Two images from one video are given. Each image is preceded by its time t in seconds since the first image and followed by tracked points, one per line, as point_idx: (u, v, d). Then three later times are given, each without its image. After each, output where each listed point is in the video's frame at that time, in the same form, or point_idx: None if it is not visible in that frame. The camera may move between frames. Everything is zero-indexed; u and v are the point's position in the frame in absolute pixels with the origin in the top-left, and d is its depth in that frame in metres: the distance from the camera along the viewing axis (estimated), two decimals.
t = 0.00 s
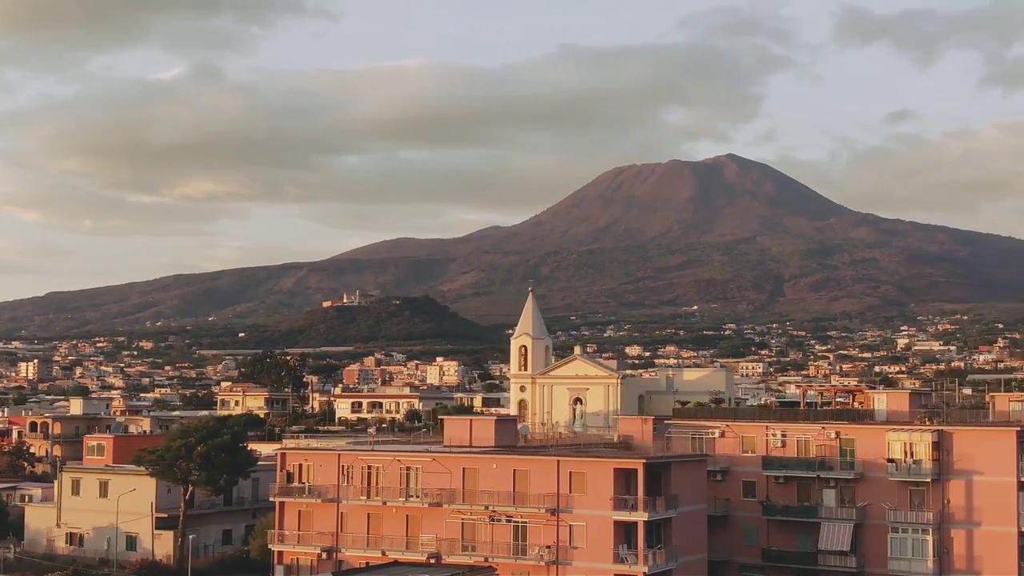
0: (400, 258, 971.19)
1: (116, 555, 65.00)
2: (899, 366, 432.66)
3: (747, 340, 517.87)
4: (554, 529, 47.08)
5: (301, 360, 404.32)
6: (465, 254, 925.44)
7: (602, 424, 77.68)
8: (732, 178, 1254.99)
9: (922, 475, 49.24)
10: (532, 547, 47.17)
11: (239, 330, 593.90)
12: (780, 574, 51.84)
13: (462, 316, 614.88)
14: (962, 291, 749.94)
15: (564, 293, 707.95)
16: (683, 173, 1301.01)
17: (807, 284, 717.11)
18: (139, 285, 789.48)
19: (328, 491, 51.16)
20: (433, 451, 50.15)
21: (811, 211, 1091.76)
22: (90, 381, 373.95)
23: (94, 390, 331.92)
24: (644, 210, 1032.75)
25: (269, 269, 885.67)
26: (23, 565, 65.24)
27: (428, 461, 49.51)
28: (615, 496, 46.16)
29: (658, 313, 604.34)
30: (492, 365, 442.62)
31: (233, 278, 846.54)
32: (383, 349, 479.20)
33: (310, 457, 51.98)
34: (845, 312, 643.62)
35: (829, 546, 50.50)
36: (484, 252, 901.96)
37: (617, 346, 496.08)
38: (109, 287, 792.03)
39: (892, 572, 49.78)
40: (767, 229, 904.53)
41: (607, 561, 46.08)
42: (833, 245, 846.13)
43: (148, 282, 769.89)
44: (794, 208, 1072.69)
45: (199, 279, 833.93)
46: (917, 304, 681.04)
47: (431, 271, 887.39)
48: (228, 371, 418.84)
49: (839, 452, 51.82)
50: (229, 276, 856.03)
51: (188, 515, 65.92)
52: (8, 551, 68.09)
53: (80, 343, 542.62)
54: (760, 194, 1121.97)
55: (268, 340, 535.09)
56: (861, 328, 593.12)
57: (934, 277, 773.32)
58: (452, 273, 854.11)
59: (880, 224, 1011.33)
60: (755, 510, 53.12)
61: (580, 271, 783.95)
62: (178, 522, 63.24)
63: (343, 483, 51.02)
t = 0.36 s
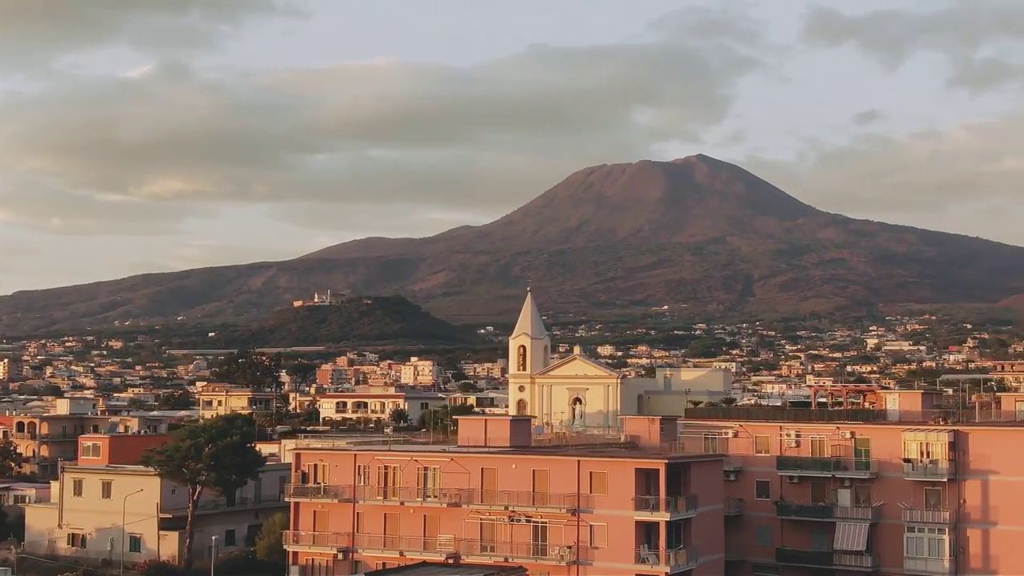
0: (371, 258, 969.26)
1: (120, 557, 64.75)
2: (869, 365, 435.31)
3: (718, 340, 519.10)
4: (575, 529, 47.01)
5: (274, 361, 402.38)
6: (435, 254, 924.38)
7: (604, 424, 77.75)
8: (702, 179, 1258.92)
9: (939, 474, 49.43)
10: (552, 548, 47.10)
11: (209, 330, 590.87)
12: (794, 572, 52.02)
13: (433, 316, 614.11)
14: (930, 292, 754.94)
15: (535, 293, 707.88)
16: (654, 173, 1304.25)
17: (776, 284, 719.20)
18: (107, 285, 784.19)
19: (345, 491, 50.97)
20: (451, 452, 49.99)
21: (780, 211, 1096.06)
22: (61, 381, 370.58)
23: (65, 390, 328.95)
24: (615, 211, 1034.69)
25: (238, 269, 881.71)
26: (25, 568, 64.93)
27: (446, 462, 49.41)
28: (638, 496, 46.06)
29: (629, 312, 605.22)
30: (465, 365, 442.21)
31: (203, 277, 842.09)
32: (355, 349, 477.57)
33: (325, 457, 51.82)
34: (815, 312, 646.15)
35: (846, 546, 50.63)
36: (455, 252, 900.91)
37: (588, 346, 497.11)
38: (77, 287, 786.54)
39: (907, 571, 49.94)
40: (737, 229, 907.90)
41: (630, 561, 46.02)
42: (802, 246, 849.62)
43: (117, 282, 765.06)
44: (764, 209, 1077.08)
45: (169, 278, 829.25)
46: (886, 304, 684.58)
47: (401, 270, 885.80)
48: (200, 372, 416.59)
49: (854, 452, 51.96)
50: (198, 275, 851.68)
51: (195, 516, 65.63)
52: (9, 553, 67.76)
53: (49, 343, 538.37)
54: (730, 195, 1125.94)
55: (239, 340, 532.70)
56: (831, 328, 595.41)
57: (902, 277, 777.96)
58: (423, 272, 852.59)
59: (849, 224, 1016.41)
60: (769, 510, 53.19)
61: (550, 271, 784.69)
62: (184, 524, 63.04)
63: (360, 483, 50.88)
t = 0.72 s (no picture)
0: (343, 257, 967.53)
1: (124, 557, 64.37)
2: (840, 365, 438.14)
3: (692, 339, 520.09)
4: (595, 529, 47.00)
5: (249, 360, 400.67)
6: (408, 254, 923.33)
7: (605, 424, 77.73)
8: (675, 180, 1262.13)
9: (955, 474, 49.62)
10: (571, 547, 47.13)
11: (181, 330, 588.66)
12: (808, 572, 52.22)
13: (407, 315, 613.36)
14: (901, 292, 759.45)
15: (508, 294, 708.18)
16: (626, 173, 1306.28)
17: (748, 284, 721.88)
18: (78, 283, 779.94)
19: (361, 490, 50.85)
20: (465, 451, 49.98)
21: (752, 211, 1099.92)
22: (34, 381, 367.87)
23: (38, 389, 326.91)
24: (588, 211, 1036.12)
25: (211, 268, 878.84)
26: (25, 567, 64.44)
27: (462, 462, 49.31)
28: (657, 495, 46.09)
29: (602, 312, 606.03)
30: (439, 365, 441.73)
31: (174, 276, 838.66)
32: (329, 349, 476.41)
33: (339, 457, 51.69)
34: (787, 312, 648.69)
35: (859, 545, 50.86)
36: (428, 251, 900.24)
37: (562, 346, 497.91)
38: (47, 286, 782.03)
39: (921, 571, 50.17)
40: (709, 229, 910.73)
41: (650, 561, 46.07)
42: (774, 246, 852.78)
43: (88, 280, 761.08)
44: (736, 209, 1080.66)
45: (140, 277, 825.40)
46: (857, 305, 687.75)
47: (374, 270, 884.88)
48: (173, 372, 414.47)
49: (867, 452, 52.17)
50: (169, 274, 848.06)
51: (199, 516, 65.36)
52: (9, 553, 67.42)
53: (20, 342, 535.07)
54: (702, 195, 1129.54)
55: (212, 339, 531.02)
56: (803, 328, 597.63)
57: (873, 278, 782.11)
58: (396, 272, 851.44)
59: (820, 225, 1020.63)
60: (781, 510, 53.30)
61: (524, 271, 785.09)
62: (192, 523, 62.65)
63: (375, 484, 50.75)
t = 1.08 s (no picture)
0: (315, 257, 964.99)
1: (127, 558, 64.09)
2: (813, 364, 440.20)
3: (665, 339, 520.63)
4: (614, 529, 46.92)
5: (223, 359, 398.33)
6: (381, 253, 922.48)
7: (606, 423, 77.73)
8: (647, 179, 1264.55)
9: (969, 473, 49.88)
10: (590, 547, 47.09)
11: (152, 329, 585.93)
12: (822, 571, 52.37)
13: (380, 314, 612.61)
14: (871, 292, 763.27)
15: (481, 293, 707.84)
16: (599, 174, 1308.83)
17: (719, 284, 723.82)
18: (48, 282, 774.94)
19: (376, 491, 50.76)
20: (482, 451, 49.91)
21: (724, 211, 1103.31)
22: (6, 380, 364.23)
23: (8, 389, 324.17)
24: (561, 211, 1036.94)
25: (181, 267, 874.85)
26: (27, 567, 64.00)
27: (480, 462, 49.25)
28: (676, 495, 46.14)
29: (575, 311, 606.48)
30: (413, 364, 441.19)
31: (145, 275, 834.32)
32: (302, 348, 474.74)
33: (354, 457, 51.56)
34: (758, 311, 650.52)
35: (873, 544, 51.03)
36: (400, 250, 898.94)
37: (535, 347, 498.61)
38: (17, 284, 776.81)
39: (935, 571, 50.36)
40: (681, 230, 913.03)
41: (668, 562, 46.08)
42: (745, 247, 855.50)
43: (58, 279, 756.26)
44: (708, 209, 1083.83)
45: (110, 276, 820.80)
46: (828, 305, 690.53)
47: (346, 268, 882.90)
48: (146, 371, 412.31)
49: (881, 451, 52.35)
50: (140, 272, 843.97)
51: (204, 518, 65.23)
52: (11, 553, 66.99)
53: None
54: (674, 195, 1132.02)
55: (183, 338, 528.81)
56: (775, 328, 598.95)
57: (843, 278, 785.68)
58: (368, 271, 849.81)
59: (791, 225, 1024.51)
60: (794, 509, 53.44)
61: (496, 270, 785.03)
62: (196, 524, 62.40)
63: (390, 484, 50.68)
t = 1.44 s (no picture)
0: (290, 256, 962.30)
1: (132, 557, 63.77)
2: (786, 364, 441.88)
3: (641, 339, 520.90)
4: (632, 528, 46.93)
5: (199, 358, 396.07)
6: (356, 252, 921.36)
7: (606, 423, 77.71)
8: (622, 178, 1266.31)
9: (982, 472, 50.14)
10: (608, 547, 47.01)
11: (127, 328, 582.89)
12: (834, 570, 52.52)
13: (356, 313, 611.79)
14: (845, 292, 766.11)
15: (456, 292, 706.97)
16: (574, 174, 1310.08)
17: (694, 284, 725.06)
18: (21, 281, 770.11)
19: (390, 490, 50.67)
20: (500, 450, 49.80)
21: (698, 211, 1106.17)
22: None
23: None
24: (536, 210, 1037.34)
25: (155, 266, 870.91)
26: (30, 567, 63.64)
27: (497, 461, 49.20)
28: (695, 494, 46.13)
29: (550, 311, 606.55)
30: (390, 363, 440.28)
31: (118, 275, 829.99)
32: (278, 347, 472.98)
33: (369, 455, 51.38)
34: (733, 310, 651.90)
35: (888, 542, 51.15)
36: (376, 249, 897.48)
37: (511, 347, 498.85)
38: None
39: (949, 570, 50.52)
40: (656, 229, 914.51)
41: (688, 560, 46.08)
42: (720, 246, 857.36)
43: (30, 278, 751.58)
44: (682, 209, 1086.59)
45: (83, 274, 816.16)
46: (801, 304, 692.80)
47: (322, 267, 880.57)
48: (122, 370, 409.76)
49: (894, 450, 52.53)
50: (114, 271, 839.67)
51: (209, 519, 64.98)
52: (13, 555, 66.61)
53: None
54: (649, 195, 1134.37)
55: (158, 337, 526.45)
56: (750, 328, 600.03)
57: (817, 277, 788.41)
58: (343, 270, 847.70)
59: (765, 224, 1027.73)
60: (808, 509, 53.50)
61: (472, 269, 784.85)
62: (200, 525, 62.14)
63: (405, 483, 50.57)
